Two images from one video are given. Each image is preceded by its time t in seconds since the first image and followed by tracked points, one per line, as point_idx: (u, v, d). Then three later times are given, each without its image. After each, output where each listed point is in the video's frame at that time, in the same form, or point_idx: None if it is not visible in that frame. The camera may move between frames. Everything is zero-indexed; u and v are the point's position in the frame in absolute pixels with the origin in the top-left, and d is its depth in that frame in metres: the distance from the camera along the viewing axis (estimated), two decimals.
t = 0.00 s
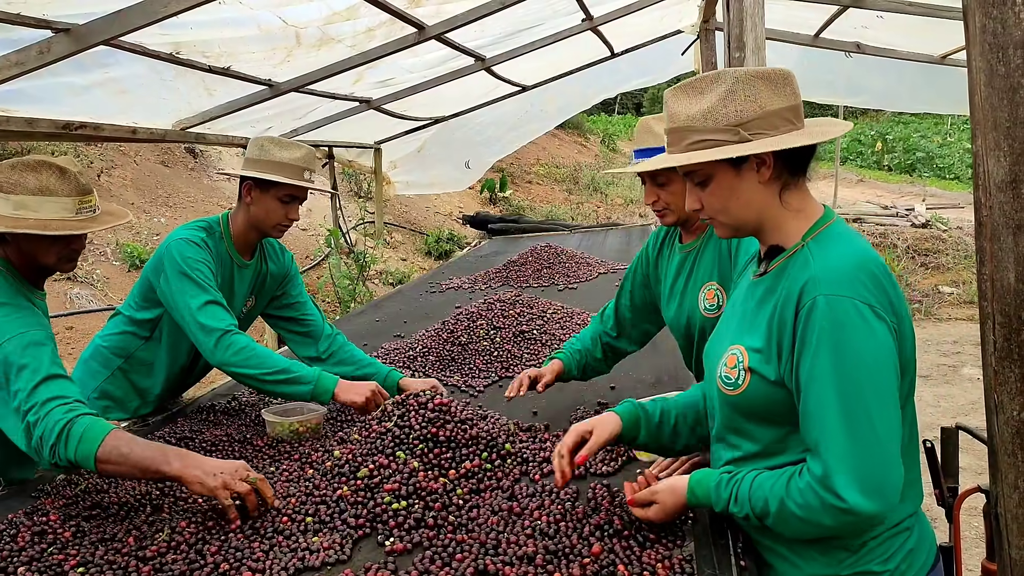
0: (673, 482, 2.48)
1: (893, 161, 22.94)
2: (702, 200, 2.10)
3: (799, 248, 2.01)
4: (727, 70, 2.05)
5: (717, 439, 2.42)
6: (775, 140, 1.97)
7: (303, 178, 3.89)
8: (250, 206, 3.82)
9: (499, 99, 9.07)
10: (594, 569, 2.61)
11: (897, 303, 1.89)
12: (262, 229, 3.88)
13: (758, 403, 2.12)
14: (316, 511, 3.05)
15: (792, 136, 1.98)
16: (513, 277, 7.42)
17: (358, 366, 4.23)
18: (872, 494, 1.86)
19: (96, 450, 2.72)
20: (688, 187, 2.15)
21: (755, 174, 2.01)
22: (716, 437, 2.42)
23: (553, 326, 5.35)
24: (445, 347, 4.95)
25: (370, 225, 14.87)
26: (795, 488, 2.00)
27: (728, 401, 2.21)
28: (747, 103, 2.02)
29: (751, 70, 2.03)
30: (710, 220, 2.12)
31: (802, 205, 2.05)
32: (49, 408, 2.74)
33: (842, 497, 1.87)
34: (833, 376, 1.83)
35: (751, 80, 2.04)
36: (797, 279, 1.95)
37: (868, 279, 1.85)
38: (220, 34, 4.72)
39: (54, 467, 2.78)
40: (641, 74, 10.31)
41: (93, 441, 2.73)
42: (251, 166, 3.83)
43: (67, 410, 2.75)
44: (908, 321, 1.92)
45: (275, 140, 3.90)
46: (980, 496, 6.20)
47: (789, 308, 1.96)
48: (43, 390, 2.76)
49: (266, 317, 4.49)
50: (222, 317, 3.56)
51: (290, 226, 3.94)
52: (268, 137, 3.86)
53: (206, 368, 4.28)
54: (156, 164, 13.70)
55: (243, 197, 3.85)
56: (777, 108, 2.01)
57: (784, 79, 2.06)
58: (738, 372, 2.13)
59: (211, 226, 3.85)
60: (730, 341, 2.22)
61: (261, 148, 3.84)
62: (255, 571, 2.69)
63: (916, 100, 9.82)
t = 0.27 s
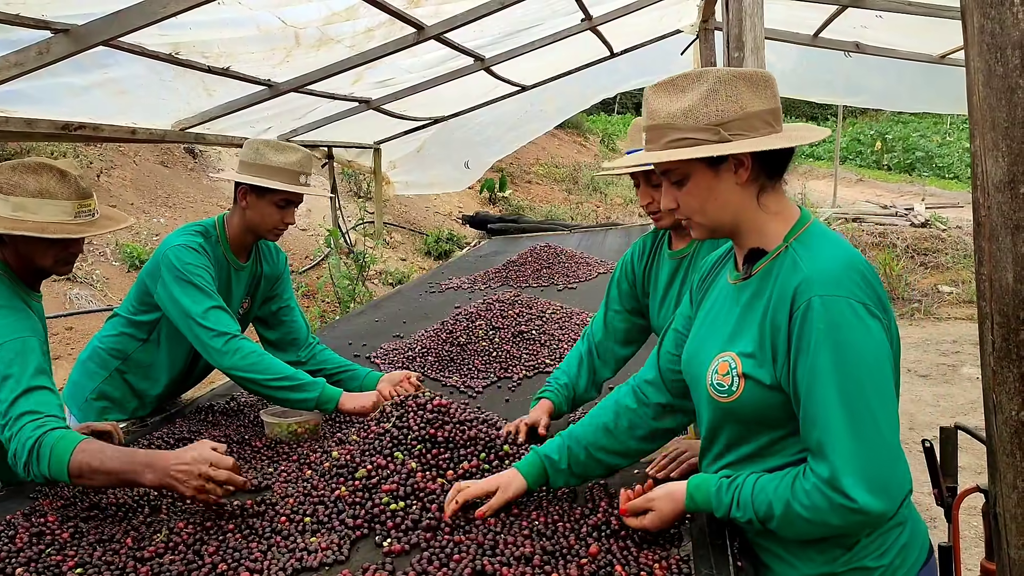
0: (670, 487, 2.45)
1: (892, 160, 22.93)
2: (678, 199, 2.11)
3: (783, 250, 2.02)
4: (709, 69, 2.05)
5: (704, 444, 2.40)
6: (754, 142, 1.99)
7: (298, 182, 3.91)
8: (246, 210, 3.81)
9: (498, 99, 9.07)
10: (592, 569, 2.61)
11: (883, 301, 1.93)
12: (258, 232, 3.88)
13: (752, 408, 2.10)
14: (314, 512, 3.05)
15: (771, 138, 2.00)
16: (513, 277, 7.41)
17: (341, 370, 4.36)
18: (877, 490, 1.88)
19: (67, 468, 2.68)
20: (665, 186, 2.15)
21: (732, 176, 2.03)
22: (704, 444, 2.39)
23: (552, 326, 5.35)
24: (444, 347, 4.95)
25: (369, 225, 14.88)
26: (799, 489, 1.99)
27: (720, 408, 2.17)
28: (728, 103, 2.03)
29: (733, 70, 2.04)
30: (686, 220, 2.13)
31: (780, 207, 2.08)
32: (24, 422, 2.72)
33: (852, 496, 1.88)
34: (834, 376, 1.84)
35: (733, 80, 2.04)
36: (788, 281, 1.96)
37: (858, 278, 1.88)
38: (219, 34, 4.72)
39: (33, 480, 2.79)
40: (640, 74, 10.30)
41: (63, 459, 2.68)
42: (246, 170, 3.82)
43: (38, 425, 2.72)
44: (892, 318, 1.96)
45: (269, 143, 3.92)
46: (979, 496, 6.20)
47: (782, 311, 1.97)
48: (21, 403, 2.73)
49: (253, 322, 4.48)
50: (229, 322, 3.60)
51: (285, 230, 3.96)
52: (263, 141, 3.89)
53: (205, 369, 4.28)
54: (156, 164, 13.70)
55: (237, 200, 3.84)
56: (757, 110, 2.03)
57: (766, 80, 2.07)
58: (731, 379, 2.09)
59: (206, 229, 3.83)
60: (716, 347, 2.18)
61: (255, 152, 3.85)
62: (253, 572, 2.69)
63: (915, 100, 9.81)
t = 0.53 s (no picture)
0: (666, 488, 2.43)
1: (893, 160, 22.94)
2: (668, 202, 2.10)
3: (772, 252, 2.02)
4: (702, 71, 2.05)
5: (701, 444, 2.40)
6: (746, 145, 1.99)
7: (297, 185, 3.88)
8: (245, 213, 3.79)
9: (499, 98, 9.07)
10: (595, 569, 2.60)
11: (873, 299, 1.93)
12: (256, 233, 3.87)
13: (746, 410, 2.10)
14: (315, 511, 3.05)
15: (762, 142, 2.01)
16: (513, 277, 7.41)
17: (345, 367, 4.33)
18: (872, 489, 1.87)
19: (44, 470, 2.66)
20: (654, 188, 2.14)
21: (723, 179, 2.03)
22: (699, 444, 2.39)
23: (553, 325, 5.34)
24: (445, 347, 4.95)
25: (370, 225, 14.88)
26: (797, 490, 1.98)
27: (714, 410, 2.18)
28: (720, 105, 2.03)
29: (725, 73, 2.05)
30: (676, 223, 2.13)
31: (770, 209, 2.08)
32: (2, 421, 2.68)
33: (848, 498, 1.87)
34: (825, 378, 1.83)
35: (724, 83, 2.05)
36: (777, 283, 1.96)
37: (847, 279, 1.88)
38: (219, 34, 4.72)
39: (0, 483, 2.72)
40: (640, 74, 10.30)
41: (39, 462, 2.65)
42: (245, 172, 3.79)
43: (16, 426, 2.68)
44: (884, 315, 1.95)
45: (269, 147, 3.90)
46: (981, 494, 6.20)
47: (771, 313, 1.96)
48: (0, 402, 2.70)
49: (256, 319, 4.49)
50: (232, 322, 3.59)
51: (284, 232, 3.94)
52: (261, 143, 3.85)
53: (206, 369, 4.27)
54: (156, 164, 13.69)
55: (236, 202, 3.80)
56: (749, 113, 2.03)
57: (756, 85, 2.09)
58: (722, 381, 2.10)
59: (204, 231, 3.83)
60: (708, 349, 2.19)
61: (254, 155, 3.82)
62: (255, 571, 2.69)
63: (915, 99, 9.80)
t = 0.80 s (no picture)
0: (667, 490, 2.36)
1: (893, 159, 22.92)
2: (670, 201, 2.09)
3: (772, 251, 2.02)
4: (705, 70, 2.04)
5: (703, 444, 2.40)
6: (750, 144, 1.99)
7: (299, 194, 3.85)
8: (246, 218, 3.77)
9: (499, 98, 9.07)
10: (596, 569, 2.60)
11: (874, 297, 1.93)
12: (255, 237, 3.86)
13: (747, 409, 2.10)
14: (316, 511, 3.04)
15: (766, 140, 2.01)
16: (514, 276, 7.40)
17: (342, 370, 4.32)
18: (877, 488, 1.87)
19: (46, 470, 2.68)
20: (656, 187, 2.13)
21: (727, 178, 2.03)
22: (701, 445, 2.40)
23: (554, 325, 5.34)
24: (446, 347, 4.95)
25: (370, 225, 14.88)
26: (802, 490, 1.97)
27: (714, 410, 2.18)
28: (724, 105, 2.02)
29: (729, 72, 2.04)
30: (678, 223, 2.12)
31: (772, 208, 2.08)
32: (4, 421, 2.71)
33: (854, 498, 1.87)
34: (827, 378, 1.83)
35: (728, 82, 2.05)
36: (777, 283, 1.96)
37: (848, 277, 1.88)
38: (219, 34, 4.71)
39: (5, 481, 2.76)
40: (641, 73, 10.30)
41: (40, 463, 2.68)
42: (247, 178, 3.78)
43: (20, 426, 2.71)
44: (885, 314, 1.95)
45: (273, 153, 3.87)
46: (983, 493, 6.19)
47: (772, 313, 1.96)
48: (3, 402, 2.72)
49: (259, 318, 4.49)
50: (233, 325, 3.60)
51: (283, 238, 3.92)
52: (265, 149, 3.83)
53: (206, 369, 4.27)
54: (156, 164, 13.69)
55: (237, 207, 3.79)
56: (753, 112, 2.03)
57: (759, 83, 2.09)
58: (723, 382, 2.10)
59: (204, 233, 3.82)
60: (708, 350, 2.19)
61: (258, 161, 3.80)
62: (256, 571, 2.69)
63: (915, 98, 9.80)
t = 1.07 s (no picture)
0: (673, 494, 2.32)
1: (893, 158, 22.92)
2: (672, 197, 2.08)
3: (777, 251, 2.03)
4: (716, 65, 2.03)
5: (705, 447, 2.39)
6: (757, 141, 1.99)
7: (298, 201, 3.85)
8: (244, 223, 3.77)
9: (498, 98, 9.07)
10: (594, 569, 2.60)
11: (880, 296, 1.95)
12: (252, 241, 3.86)
13: (753, 411, 2.10)
14: (316, 512, 3.05)
15: (771, 139, 2.02)
16: (513, 276, 7.41)
17: (339, 370, 4.34)
18: (889, 485, 1.89)
19: (40, 471, 2.66)
20: (657, 183, 2.12)
21: (732, 176, 2.04)
22: (702, 448, 2.38)
23: (553, 325, 5.35)
24: (445, 347, 4.95)
25: (370, 226, 14.89)
26: (813, 491, 1.97)
27: (719, 412, 2.16)
28: (733, 102, 2.02)
29: (738, 69, 2.04)
30: (679, 218, 2.10)
31: (774, 208, 2.10)
32: None
33: (867, 497, 1.87)
34: (840, 377, 1.84)
35: (737, 79, 2.04)
36: (785, 283, 1.96)
37: (856, 276, 1.89)
38: (218, 35, 4.72)
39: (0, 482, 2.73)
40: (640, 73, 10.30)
41: (34, 462, 2.64)
42: (246, 183, 3.77)
43: (14, 425, 2.69)
44: (888, 313, 1.98)
45: (273, 160, 3.86)
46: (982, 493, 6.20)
47: (781, 313, 1.96)
48: None
49: (257, 318, 4.49)
50: (235, 329, 3.64)
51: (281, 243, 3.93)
52: (266, 155, 3.82)
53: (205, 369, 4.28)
54: (156, 164, 13.69)
55: (236, 211, 3.78)
56: (760, 111, 2.04)
57: (766, 83, 2.09)
58: (729, 384, 2.08)
59: (202, 236, 3.82)
60: (711, 351, 2.17)
61: (258, 167, 3.79)
62: (256, 572, 2.69)
63: (914, 98, 9.81)
